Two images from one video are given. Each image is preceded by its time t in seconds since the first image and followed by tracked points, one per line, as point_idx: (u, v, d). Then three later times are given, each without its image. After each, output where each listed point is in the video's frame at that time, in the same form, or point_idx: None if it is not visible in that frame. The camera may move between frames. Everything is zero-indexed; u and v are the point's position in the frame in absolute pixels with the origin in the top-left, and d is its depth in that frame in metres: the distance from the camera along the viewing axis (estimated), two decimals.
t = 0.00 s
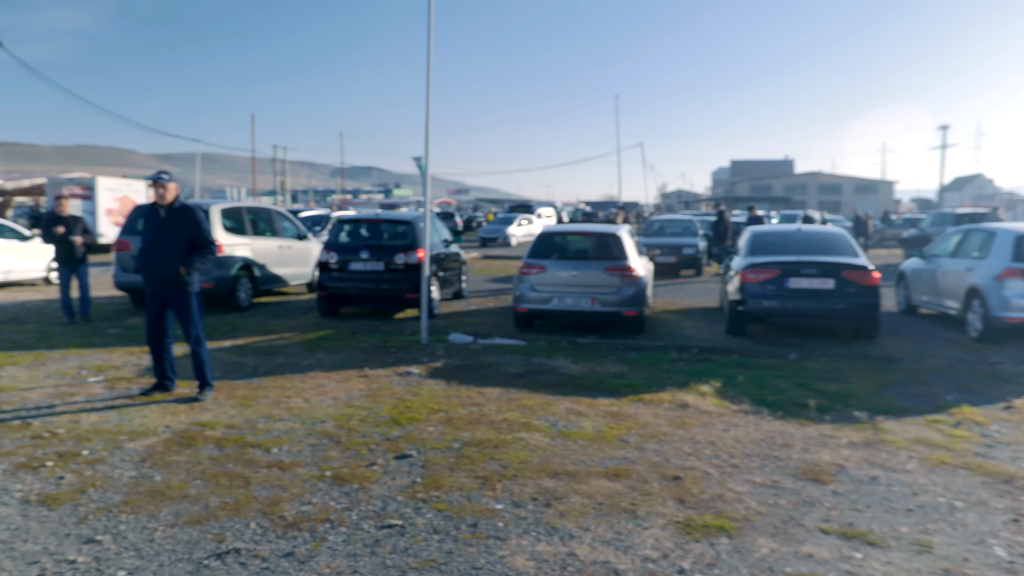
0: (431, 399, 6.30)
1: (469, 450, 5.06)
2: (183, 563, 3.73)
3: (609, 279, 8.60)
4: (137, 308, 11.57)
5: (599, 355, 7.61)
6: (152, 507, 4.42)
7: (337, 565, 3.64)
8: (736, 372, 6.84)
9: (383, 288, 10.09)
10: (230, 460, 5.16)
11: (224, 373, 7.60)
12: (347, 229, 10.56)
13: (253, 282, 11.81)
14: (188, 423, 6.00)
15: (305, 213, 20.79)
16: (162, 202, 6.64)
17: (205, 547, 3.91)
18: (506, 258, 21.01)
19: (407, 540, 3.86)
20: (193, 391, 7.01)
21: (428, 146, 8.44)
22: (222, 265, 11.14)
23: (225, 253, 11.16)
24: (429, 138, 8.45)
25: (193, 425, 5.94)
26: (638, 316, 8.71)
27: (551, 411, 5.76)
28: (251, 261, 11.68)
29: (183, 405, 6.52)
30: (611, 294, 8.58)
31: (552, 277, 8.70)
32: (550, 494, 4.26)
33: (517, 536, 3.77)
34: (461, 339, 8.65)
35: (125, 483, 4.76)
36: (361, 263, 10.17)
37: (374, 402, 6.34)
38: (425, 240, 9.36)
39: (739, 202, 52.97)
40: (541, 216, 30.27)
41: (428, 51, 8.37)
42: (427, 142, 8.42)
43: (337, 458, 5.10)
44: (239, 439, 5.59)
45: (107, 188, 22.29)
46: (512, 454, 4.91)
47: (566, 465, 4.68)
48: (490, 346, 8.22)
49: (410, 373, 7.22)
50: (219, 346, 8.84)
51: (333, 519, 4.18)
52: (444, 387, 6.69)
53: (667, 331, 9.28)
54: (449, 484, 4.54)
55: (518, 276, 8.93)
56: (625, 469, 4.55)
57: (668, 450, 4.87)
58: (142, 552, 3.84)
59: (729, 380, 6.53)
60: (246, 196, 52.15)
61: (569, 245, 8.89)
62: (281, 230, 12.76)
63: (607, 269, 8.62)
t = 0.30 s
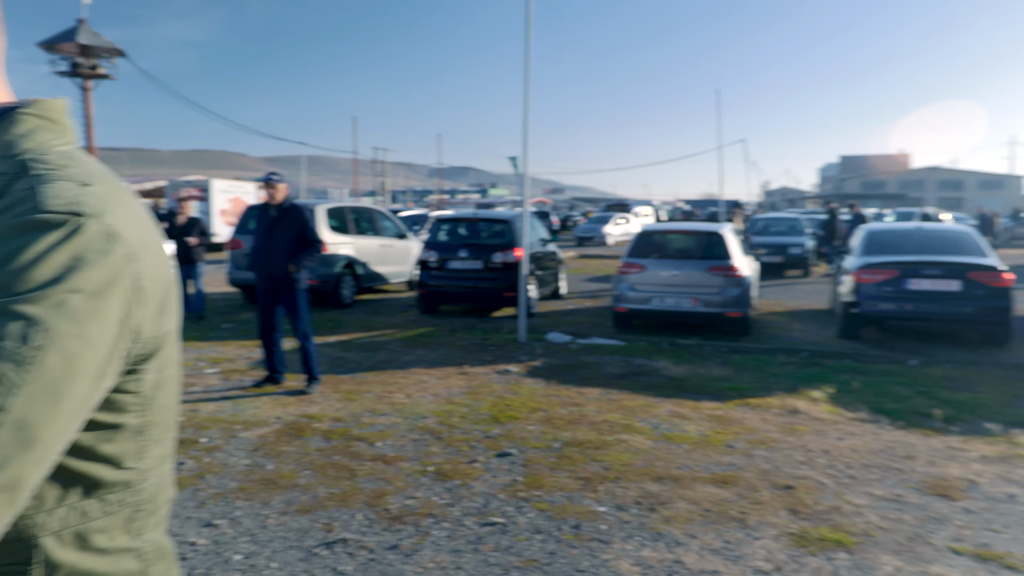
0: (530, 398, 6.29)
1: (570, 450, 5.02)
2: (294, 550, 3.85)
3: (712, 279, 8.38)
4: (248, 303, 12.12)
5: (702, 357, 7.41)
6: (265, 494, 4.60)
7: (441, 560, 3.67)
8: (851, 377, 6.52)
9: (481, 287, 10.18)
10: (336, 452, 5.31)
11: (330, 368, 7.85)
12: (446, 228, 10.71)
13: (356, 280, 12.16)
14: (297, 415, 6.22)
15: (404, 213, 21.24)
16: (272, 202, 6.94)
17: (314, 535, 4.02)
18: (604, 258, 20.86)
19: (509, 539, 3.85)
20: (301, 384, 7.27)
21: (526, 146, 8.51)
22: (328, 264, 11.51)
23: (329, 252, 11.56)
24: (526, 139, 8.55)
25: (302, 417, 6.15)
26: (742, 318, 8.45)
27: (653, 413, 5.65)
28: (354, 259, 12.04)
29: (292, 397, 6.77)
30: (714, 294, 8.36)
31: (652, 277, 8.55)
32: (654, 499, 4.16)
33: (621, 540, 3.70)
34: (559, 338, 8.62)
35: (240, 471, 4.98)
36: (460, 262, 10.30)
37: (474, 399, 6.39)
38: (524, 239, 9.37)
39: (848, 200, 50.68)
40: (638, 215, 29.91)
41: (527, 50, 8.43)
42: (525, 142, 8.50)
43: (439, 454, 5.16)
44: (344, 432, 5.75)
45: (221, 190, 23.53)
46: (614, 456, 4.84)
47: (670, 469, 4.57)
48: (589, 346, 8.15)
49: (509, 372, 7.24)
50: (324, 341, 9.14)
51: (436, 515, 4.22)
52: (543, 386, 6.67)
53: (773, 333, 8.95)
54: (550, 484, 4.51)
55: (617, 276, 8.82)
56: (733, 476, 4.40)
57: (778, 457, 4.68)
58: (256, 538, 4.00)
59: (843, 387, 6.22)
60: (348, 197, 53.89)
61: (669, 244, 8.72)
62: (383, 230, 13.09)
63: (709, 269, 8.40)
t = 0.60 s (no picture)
0: (664, 402, 6.15)
1: (708, 458, 4.85)
2: (431, 542, 3.93)
3: (860, 284, 7.88)
4: (383, 299, 12.57)
5: (849, 367, 7.00)
6: (402, 485, 4.73)
7: (576, 563, 3.64)
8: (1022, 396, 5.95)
9: (611, 287, 10.07)
10: (470, 448, 5.39)
11: (462, 364, 8.00)
12: (577, 228, 10.67)
13: (486, 278, 12.35)
14: (431, 409, 6.37)
15: (533, 212, 21.36)
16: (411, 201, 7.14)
17: (450, 529, 4.09)
18: (737, 260, 20.19)
19: (645, 546, 3.76)
20: (434, 379, 7.44)
21: (662, 144, 8.33)
22: (459, 262, 11.74)
23: (461, 250, 11.80)
24: (663, 138, 8.36)
25: (436, 411, 6.29)
26: (894, 326, 7.91)
27: (797, 425, 5.38)
28: (484, 258, 12.23)
29: (426, 391, 6.94)
30: (864, 300, 7.87)
31: (794, 281, 8.16)
32: (801, 516, 3.95)
33: (765, 557, 3.53)
34: (693, 342, 8.40)
35: (378, 461, 5.14)
36: (590, 262, 10.24)
37: (605, 401, 6.31)
38: (658, 239, 9.17)
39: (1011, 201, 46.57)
40: (774, 215, 28.75)
41: (665, 47, 8.25)
42: (661, 140, 8.32)
43: (571, 455, 5.12)
44: (477, 428, 5.82)
45: (359, 190, 24.58)
46: (755, 467, 4.63)
47: (817, 485, 4.33)
48: (724, 352, 7.89)
49: (640, 374, 7.11)
50: (456, 338, 9.33)
51: (570, 516, 4.18)
52: (677, 390, 6.51)
53: (928, 344, 8.33)
54: (687, 492, 4.37)
55: (756, 278, 8.48)
56: (888, 497, 4.11)
57: (940, 479, 4.33)
58: (395, 527, 4.11)
59: (1014, 406, 5.69)
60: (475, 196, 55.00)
61: (813, 246, 8.29)
62: (513, 229, 13.22)
63: (857, 273, 7.91)
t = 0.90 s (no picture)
0: (786, 413, 5.89)
1: (835, 475, 4.61)
2: (545, 545, 3.91)
3: (1009, 294, 7.25)
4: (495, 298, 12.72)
5: (993, 384, 6.50)
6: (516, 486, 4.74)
7: None
8: None
9: (728, 292, 9.77)
10: (583, 451, 5.35)
11: (574, 366, 7.96)
12: (693, 229, 10.42)
13: (597, 279, 12.26)
14: (544, 410, 6.37)
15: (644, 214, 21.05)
16: (527, 202, 7.19)
17: (565, 532, 4.06)
18: (862, 264, 19.19)
19: (769, 564, 3.60)
20: (546, 380, 7.44)
21: (789, 144, 7.98)
22: (572, 263, 11.70)
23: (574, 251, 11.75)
24: (789, 137, 8.02)
25: (548, 412, 6.29)
26: None
27: (934, 443, 5.04)
28: (596, 259, 12.13)
29: (538, 392, 6.95)
30: (1012, 312, 7.23)
31: (930, 289, 7.65)
32: (942, 542, 3.69)
33: None
34: (816, 351, 8.03)
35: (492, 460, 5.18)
36: (706, 265, 9.97)
37: (723, 409, 6.12)
38: (780, 243, 8.81)
39: None
40: (904, 217, 27.14)
41: (794, 42, 7.91)
42: (788, 139, 7.98)
43: (688, 464, 4.98)
44: (590, 432, 5.77)
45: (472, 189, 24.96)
46: (888, 487, 4.37)
47: (959, 510, 4.04)
48: (851, 362, 7.51)
49: (760, 383, 6.85)
50: (567, 339, 9.30)
51: (688, 527, 4.05)
52: (800, 401, 6.23)
53: None
54: (813, 510, 4.16)
55: (888, 285, 8.02)
56: None
57: None
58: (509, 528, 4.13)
59: None
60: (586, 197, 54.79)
61: (952, 252, 7.74)
62: (626, 230, 13.05)
63: (1005, 282, 7.29)
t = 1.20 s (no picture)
0: (880, 424, 5.65)
1: (935, 490, 4.39)
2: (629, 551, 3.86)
3: None
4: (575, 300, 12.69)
5: None
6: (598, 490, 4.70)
7: None
8: None
9: (817, 297, 9.46)
10: (666, 457, 5.26)
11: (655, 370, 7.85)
12: (781, 232, 10.15)
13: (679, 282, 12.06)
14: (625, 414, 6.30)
15: (726, 216, 20.61)
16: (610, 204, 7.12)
17: (648, 539, 4.00)
18: (962, 269, 18.26)
19: None
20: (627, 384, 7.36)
21: (885, 143, 7.67)
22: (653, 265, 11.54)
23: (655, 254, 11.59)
24: (886, 136, 7.70)
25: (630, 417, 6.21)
26: None
27: None
28: (678, 262, 11.94)
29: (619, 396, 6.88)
30: None
31: None
32: None
33: None
34: (913, 359, 7.69)
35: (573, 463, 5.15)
36: (794, 269, 9.70)
37: (813, 418, 5.91)
38: (875, 246, 8.45)
39: None
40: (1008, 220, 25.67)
41: (892, 38, 7.60)
42: (885, 138, 7.66)
43: (776, 474, 4.83)
44: (673, 437, 5.68)
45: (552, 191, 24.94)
46: (994, 506, 4.14)
47: None
48: (950, 372, 7.15)
49: (852, 392, 6.57)
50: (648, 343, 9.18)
51: (777, 539, 3.93)
52: (895, 412, 5.96)
53: None
54: (912, 526, 3.97)
55: (993, 292, 7.59)
56: None
57: None
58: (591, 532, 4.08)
59: None
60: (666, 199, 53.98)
61: None
62: (710, 232, 12.80)
63: None
